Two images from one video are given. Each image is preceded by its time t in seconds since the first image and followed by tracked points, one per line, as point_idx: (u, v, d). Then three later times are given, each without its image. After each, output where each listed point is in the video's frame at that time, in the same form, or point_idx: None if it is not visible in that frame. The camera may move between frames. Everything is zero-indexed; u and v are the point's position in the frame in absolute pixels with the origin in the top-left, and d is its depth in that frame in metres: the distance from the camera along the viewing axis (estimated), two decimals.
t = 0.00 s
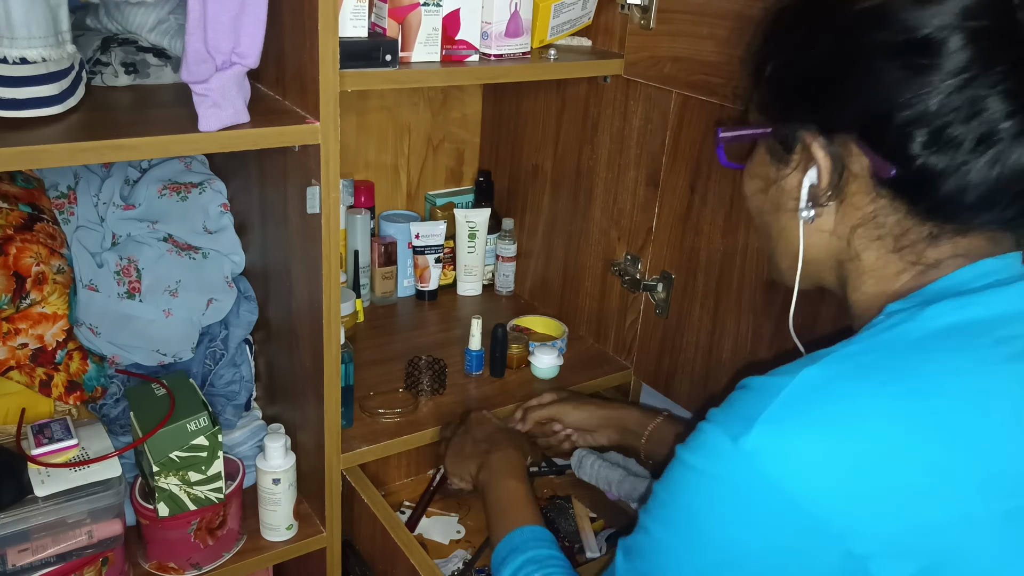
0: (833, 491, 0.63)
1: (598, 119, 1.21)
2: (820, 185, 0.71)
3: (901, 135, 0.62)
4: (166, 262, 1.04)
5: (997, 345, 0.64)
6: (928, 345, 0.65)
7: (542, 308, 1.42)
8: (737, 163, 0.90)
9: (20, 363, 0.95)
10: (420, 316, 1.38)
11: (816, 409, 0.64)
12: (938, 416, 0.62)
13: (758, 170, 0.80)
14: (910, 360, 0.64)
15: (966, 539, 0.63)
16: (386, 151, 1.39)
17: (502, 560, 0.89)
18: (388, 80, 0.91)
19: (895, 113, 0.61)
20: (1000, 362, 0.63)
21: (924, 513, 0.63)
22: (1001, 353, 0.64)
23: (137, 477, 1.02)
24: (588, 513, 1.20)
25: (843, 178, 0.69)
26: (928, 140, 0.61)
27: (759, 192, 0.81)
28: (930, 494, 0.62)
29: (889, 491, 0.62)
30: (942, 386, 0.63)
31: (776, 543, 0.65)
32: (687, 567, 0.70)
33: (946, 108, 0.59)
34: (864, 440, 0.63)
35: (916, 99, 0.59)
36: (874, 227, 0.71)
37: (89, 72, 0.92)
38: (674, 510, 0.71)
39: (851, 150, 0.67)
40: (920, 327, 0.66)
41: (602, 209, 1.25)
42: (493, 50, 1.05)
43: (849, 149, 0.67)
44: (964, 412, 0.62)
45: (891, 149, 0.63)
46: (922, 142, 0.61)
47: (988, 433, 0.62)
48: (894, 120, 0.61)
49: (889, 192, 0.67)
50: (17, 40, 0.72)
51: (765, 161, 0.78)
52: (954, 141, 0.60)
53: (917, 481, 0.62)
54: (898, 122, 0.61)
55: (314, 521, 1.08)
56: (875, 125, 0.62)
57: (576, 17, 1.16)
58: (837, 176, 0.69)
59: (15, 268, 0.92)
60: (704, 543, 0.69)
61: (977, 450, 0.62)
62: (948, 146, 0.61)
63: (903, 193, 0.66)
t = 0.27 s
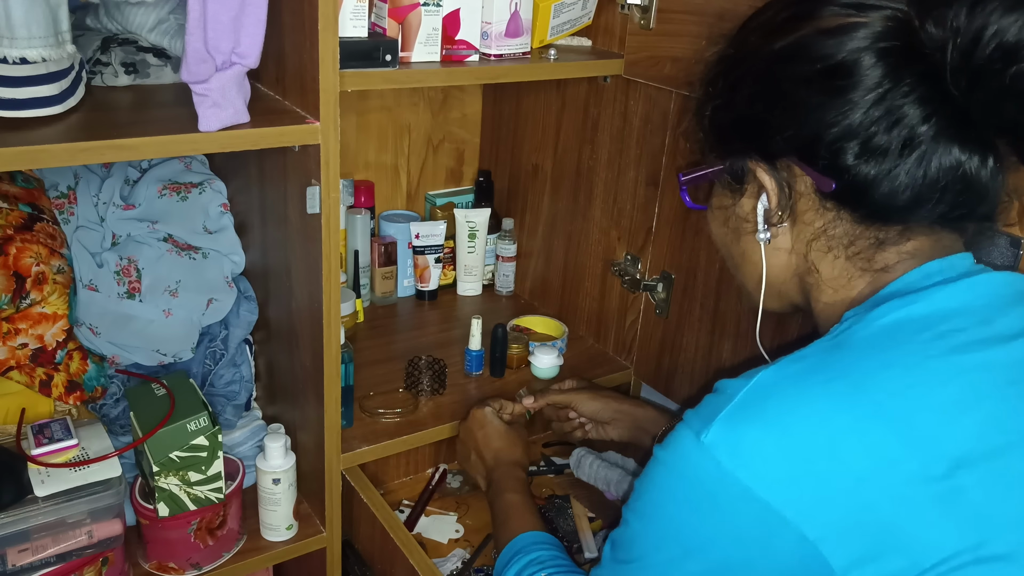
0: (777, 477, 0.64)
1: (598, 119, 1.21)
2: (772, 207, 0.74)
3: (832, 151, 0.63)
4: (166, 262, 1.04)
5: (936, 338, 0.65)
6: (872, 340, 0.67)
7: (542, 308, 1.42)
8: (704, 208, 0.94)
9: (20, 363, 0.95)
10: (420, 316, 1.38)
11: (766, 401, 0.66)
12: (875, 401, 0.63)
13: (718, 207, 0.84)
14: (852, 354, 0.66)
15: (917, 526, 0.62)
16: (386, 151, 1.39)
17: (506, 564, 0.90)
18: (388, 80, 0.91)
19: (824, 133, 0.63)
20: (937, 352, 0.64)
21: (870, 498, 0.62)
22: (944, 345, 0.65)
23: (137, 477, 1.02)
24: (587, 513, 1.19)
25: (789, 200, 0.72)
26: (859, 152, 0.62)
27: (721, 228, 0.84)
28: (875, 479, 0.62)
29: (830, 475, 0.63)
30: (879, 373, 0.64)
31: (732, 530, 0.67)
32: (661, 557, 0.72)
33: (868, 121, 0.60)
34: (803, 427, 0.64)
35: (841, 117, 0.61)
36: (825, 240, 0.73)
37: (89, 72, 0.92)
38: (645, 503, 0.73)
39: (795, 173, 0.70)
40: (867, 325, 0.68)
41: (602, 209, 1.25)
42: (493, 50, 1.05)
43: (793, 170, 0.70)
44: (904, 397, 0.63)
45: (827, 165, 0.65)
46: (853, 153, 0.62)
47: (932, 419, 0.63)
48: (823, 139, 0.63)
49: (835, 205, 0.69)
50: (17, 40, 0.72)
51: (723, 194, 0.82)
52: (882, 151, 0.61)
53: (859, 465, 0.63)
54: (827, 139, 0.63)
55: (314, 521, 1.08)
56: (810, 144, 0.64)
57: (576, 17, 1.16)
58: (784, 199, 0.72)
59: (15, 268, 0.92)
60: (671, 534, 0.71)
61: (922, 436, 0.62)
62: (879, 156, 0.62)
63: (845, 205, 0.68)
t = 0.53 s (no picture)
0: (776, 483, 0.64)
1: (598, 119, 1.21)
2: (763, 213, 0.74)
3: (824, 155, 0.63)
4: (166, 262, 1.04)
5: (936, 343, 0.65)
6: (871, 344, 0.67)
7: (542, 308, 1.42)
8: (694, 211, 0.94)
9: (20, 363, 0.95)
10: (420, 316, 1.38)
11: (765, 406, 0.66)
12: (874, 407, 0.63)
13: (711, 212, 0.84)
14: (851, 358, 0.66)
15: (916, 533, 0.62)
16: (386, 151, 1.39)
17: (507, 564, 0.90)
18: (388, 80, 0.91)
19: (815, 137, 0.63)
20: (937, 357, 0.64)
21: (868, 504, 0.63)
22: (943, 349, 0.65)
23: (137, 477, 1.02)
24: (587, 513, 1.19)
25: (782, 205, 0.72)
26: (851, 154, 0.62)
27: (715, 234, 0.84)
28: (874, 485, 0.63)
29: (829, 482, 0.63)
30: (879, 379, 0.64)
31: (730, 535, 0.67)
32: (658, 560, 0.72)
33: (859, 125, 0.61)
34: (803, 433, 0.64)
35: (832, 121, 0.61)
36: (820, 245, 0.73)
37: (89, 72, 0.92)
38: (642, 506, 0.73)
39: (788, 179, 0.71)
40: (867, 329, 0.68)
41: (602, 209, 1.25)
42: (493, 50, 1.05)
43: (784, 175, 0.70)
44: (903, 402, 0.63)
45: (819, 169, 0.65)
46: (846, 156, 0.62)
47: (932, 425, 0.63)
48: (815, 144, 0.63)
49: (828, 209, 0.69)
50: (17, 40, 0.72)
51: (715, 201, 0.82)
52: (874, 154, 0.62)
53: (857, 472, 0.63)
54: (818, 143, 0.63)
55: (314, 521, 1.08)
56: (801, 149, 0.64)
57: (576, 17, 1.16)
58: (777, 205, 0.72)
59: (15, 268, 0.92)
60: (669, 537, 0.71)
61: (921, 442, 0.63)
62: (871, 159, 0.62)
63: (837, 207, 0.68)
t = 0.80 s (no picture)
0: (774, 482, 0.64)
1: (598, 119, 1.21)
2: (766, 212, 0.75)
3: (827, 155, 0.63)
4: (166, 262, 1.04)
5: (937, 343, 0.65)
6: (873, 344, 0.67)
7: (542, 308, 1.42)
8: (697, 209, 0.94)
9: (20, 363, 0.95)
10: (420, 316, 1.38)
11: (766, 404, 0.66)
12: (873, 407, 0.63)
13: (712, 209, 0.84)
14: (851, 357, 0.66)
15: (913, 533, 0.62)
16: (386, 151, 1.39)
17: (507, 562, 0.90)
18: (388, 80, 0.91)
19: (818, 136, 0.63)
20: (938, 358, 0.64)
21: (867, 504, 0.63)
22: (944, 350, 0.65)
23: (137, 477, 1.02)
24: (587, 513, 1.20)
25: (782, 204, 0.72)
26: (855, 155, 0.62)
27: (716, 232, 0.84)
28: (872, 484, 0.63)
29: (827, 482, 0.63)
30: (880, 378, 0.64)
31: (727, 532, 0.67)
32: (654, 555, 0.72)
33: (863, 124, 0.61)
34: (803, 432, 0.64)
35: (835, 120, 0.61)
36: (821, 244, 0.73)
37: (89, 72, 0.92)
38: (639, 501, 0.73)
39: (788, 177, 0.71)
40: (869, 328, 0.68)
41: (602, 209, 1.25)
42: (493, 50, 1.05)
43: (787, 174, 0.70)
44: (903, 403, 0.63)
45: (822, 169, 0.65)
46: (849, 157, 0.62)
47: (931, 426, 0.63)
48: (818, 143, 0.63)
49: (830, 210, 0.69)
50: (17, 40, 0.72)
51: (717, 198, 0.83)
52: (877, 154, 0.61)
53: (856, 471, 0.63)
54: (821, 143, 0.63)
55: (314, 521, 1.08)
56: (804, 148, 0.65)
57: (576, 17, 1.16)
58: (778, 204, 0.73)
59: (15, 268, 0.92)
60: (665, 533, 0.71)
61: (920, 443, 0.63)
62: (874, 159, 0.62)
63: (840, 207, 0.68)
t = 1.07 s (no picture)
0: (780, 478, 0.64)
1: (598, 119, 1.21)
2: (770, 212, 0.75)
3: (831, 153, 0.63)
4: (166, 262, 1.04)
5: (944, 343, 0.65)
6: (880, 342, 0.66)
7: (542, 308, 1.42)
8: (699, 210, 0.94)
9: (20, 363, 0.95)
10: (420, 316, 1.38)
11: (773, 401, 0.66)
12: (880, 405, 0.63)
13: (716, 209, 0.84)
14: (859, 355, 0.66)
15: (917, 533, 0.62)
16: (386, 152, 1.39)
17: (507, 556, 0.91)
18: (388, 80, 0.91)
19: (822, 135, 0.63)
20: (946, 357, 0.64)
21: (871, 502, 0.63)
22: (951, 349, 0.65)
23: (137, 477, 1.02)
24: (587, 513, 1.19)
25: (788, 203, 0.72)
26: (858, 153, 0.62)
27: (719, 233, 0.84)
28: (876, 482, 0.62)
29: (832, 479, 0.63)
30: (889, 377, 0.64)
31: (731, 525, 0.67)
32: (657, 548, 0.72)
33: (867, 122, 0.60)
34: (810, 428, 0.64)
35: (839, 118, 0.61)
36: (826, 244, 0.73)
37: (90, 72, 0.92)
38: (643, 494, 0.73)
39: (791, 176, 0.71)
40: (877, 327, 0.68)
41: (602, 209, 1.24)
42: (493, 50, 1.05)
43: (790, 173, 0.70)
44: (912, 406, 0.63)
45: (826, 168, 0.65)
46: (853, 155, 0.62)
47: (939, 426, 0.63)
48: (821, 142, 0.63)
49: (834, 208, 0.69)
50: (17, 40, 0.72)
51: (720, 199, 0.83)
52: (882, 152, 0.61)
53: (862, 468, 0.63)
54: (825, 141, 0.63)
55: (314, 521, 1.08)
56: (807, 147, 0.65)
57: (576, 17, 1.16)
58: (784, 204, 0.73)
59: (15, 268, 0.92)
60: (669, 527, 0.71)
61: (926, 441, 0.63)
62: (877, 156, 0.62)
63: (844, 206, 0.68)
